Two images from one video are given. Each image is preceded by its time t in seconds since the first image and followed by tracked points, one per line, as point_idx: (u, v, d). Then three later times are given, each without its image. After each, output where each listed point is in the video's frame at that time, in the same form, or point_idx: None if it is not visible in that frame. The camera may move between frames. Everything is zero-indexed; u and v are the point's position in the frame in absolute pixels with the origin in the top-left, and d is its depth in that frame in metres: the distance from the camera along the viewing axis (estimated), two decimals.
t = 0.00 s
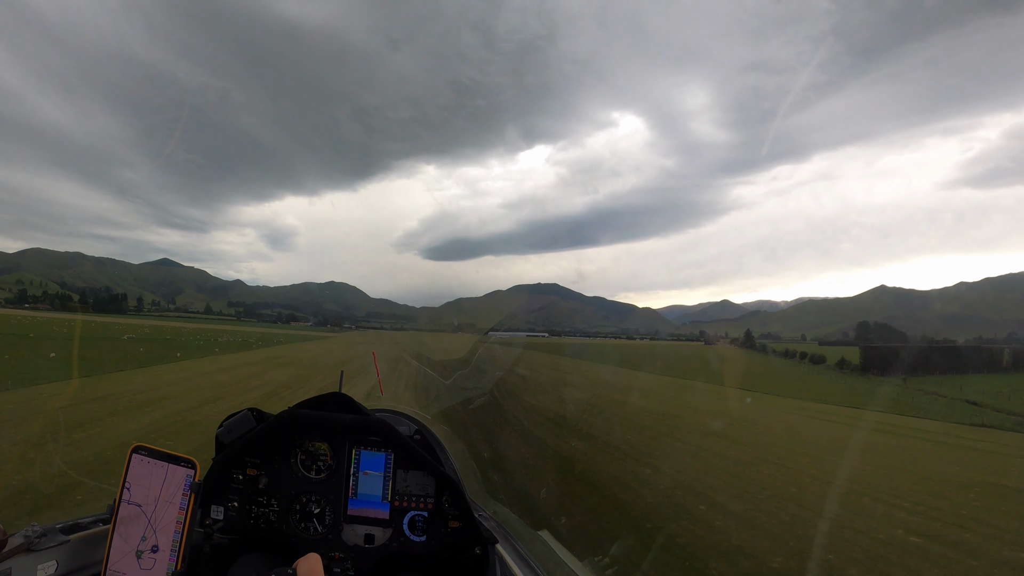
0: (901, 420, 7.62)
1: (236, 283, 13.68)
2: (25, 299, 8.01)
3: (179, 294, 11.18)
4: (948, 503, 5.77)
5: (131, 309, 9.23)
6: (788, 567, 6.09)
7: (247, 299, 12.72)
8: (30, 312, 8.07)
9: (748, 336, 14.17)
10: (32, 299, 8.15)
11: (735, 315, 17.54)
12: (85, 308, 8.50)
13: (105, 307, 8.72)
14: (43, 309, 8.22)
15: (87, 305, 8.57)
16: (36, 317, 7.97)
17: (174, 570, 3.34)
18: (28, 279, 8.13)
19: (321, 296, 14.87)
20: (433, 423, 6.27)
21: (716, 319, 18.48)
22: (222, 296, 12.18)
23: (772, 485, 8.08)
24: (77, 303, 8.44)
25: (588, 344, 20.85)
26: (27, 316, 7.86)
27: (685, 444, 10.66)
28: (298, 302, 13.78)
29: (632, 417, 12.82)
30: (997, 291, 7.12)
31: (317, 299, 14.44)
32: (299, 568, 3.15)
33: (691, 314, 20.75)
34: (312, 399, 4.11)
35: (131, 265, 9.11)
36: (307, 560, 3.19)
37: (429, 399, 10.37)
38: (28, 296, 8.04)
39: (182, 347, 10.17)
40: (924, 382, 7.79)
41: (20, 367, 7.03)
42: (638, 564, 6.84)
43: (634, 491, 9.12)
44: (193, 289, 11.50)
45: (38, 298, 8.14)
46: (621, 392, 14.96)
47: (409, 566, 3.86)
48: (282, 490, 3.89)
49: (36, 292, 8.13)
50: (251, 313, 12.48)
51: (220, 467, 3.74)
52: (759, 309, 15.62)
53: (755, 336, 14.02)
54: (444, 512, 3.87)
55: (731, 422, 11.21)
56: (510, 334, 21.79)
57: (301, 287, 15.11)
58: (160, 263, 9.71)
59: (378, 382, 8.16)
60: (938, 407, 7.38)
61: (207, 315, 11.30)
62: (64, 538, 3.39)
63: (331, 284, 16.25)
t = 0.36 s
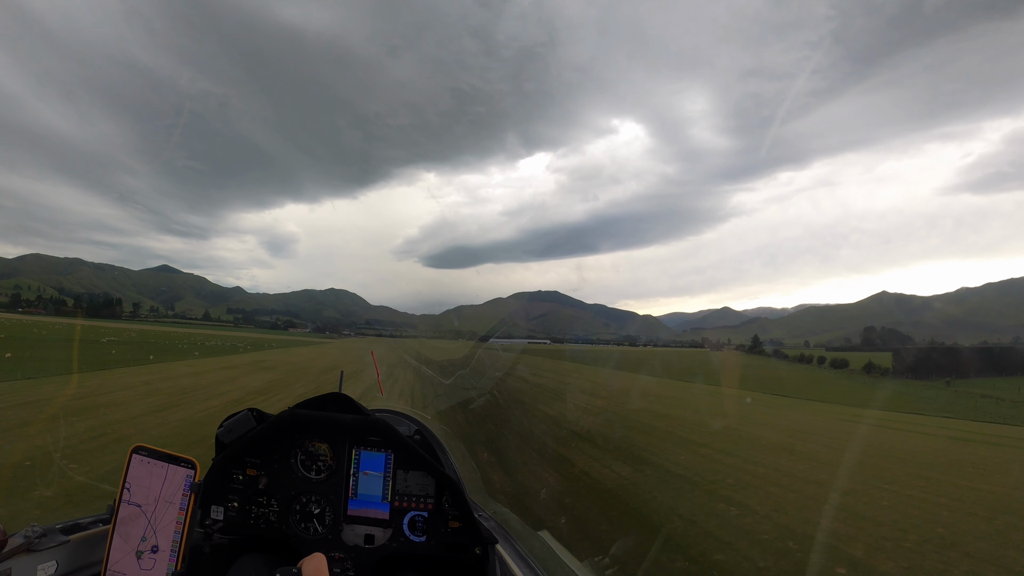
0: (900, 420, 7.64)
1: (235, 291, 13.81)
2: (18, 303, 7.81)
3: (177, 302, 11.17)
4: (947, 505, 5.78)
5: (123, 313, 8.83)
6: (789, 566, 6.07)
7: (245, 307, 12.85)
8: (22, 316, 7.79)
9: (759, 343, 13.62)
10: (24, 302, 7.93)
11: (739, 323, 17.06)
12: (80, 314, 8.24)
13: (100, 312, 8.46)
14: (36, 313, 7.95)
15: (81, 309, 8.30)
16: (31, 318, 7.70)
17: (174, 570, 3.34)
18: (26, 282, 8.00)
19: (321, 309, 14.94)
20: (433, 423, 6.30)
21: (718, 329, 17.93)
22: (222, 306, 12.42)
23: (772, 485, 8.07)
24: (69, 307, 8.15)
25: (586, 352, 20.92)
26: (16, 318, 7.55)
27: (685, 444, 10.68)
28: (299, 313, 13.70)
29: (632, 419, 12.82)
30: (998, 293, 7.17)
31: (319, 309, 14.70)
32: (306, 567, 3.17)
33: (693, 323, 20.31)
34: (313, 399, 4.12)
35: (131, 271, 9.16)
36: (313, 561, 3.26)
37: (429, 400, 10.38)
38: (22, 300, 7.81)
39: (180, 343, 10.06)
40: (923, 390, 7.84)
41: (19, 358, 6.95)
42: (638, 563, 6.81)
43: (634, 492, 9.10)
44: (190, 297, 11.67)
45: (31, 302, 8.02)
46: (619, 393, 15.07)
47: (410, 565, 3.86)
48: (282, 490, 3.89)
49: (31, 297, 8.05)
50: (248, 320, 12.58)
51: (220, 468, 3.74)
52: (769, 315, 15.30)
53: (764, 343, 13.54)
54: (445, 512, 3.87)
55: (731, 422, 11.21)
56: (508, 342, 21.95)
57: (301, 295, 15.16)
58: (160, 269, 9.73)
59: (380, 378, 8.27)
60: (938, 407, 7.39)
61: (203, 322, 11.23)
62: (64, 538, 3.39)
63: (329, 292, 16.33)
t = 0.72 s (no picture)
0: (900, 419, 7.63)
1: (238, 292, 13.83)
2: (16, 302, 7.75)
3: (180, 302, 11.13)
4: (948, 504, 5.77)
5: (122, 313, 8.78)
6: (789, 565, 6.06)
7: (248, 309, 12.33)
8: (21, 316, 7.77)
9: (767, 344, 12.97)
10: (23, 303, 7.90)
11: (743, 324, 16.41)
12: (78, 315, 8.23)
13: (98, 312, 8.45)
14: (33, 313, 7.91)
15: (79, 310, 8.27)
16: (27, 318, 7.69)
17: (174, 570, 3.35)
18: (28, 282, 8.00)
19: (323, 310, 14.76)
20: (433, 423, 6.28)
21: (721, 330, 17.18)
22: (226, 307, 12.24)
23: (772, 484, 8.06)
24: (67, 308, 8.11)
25: (586, 352, 20.81)
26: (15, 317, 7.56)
27: (685, 443, 10.66)
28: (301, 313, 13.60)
29: (632, 418, 12.81)
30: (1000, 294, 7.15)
31: (321, 310, 14.69)
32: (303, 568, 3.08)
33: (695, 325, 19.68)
34: (312, 399, 4.12)
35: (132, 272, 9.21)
36: (311, 561, 3.12)
37: (429, 399, 10.38)
38: (19, 300, 7.76)
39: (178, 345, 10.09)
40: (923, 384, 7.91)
41: (20, 356, 7.02)
42: (638, 562, 6.80)
43: (634, 491, 9.09)
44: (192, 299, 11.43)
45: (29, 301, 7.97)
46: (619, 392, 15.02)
47: (410, 565, 3.85)
48: (282, 490, 3.89)
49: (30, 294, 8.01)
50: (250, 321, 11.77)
51: (220, 468, 3.74)
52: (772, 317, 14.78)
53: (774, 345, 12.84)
54: (444, 512, 3.87)
55: (731, 421, 11.19)
56: (508, 343, 21.87)
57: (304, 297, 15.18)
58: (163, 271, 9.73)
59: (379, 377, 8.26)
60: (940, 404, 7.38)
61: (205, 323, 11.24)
62: (64, 538, 3.39)
63: (331, 293, 16.36)
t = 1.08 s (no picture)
0: (900, 418, 7.58)
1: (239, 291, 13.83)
2: (14, 300, 7.83)
3: (184, 302, 11.06)
4: (949, 502, 5.74)
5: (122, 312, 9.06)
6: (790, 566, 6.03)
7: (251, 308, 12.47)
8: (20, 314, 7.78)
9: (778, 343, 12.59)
10: (20, 299, 7.97)
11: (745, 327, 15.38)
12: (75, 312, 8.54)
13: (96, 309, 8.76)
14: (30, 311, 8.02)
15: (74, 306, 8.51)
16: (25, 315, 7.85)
17: (175, 570, 3.35)
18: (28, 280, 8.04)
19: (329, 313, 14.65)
20: (432, 423, 6.26)
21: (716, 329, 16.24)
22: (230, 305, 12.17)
23: (773, 484, 8.03)
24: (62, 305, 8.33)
25: (587, 352, 20.72)
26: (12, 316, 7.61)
27: (684, 443, 10.63)
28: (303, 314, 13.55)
29: (633, 417, 12.78)
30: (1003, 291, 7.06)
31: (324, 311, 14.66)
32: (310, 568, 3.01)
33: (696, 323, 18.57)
34: (312, 399, 4.11)
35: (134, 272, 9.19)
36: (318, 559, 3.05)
37: (428, 399, 10.36)
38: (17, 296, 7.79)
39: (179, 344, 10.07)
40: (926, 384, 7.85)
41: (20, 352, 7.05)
42: (639, 562, 6.79)
43: (635, 491, 9.07)
44: (200, 296, 11.18)
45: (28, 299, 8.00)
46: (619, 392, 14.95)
47: (410, 566, 3.85)
48: (282, 490, 3.89)
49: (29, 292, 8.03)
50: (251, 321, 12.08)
51: (219, 468, 3.74)
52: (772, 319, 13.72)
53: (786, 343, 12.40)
54: (444, 512, 3.86)
55: (732, 420, 11.15)
56: (509, 344, 21.78)
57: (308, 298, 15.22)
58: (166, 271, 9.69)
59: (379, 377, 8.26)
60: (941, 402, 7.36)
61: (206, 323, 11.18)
62: (64, 538, 3.39)
63: (333, 293, 16.38)
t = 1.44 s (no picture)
0: (899, 417, 7.55)
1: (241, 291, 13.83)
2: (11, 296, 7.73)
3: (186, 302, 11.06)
4: (948, 501, 5.72)
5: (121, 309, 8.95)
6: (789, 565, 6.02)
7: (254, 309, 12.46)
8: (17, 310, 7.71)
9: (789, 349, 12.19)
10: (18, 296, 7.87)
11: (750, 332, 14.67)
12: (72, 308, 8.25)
13: (93, 306, 8.47)
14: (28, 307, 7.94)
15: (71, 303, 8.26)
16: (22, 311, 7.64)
17: (174, 570, 3.35)
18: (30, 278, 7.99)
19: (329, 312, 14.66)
20: (433, 423, 6.26)
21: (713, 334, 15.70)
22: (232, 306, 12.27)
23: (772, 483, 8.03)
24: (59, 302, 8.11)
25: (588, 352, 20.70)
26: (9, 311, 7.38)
27: (683, 443, 10.62)
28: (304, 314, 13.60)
29: (633, 417, 12.76)
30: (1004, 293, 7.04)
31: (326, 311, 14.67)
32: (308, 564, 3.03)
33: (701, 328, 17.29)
34: (312, 399, 4.11)
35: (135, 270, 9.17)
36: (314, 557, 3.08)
37: (428, 399, 10.35)
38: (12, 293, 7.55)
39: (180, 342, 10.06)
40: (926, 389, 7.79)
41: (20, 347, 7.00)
42: (638, 562, 6.79)
43: (635, 491, 9.06)
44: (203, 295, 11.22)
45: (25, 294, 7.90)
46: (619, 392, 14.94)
47: (410, 565, 3.85)
48: (282, 490, 3.89)
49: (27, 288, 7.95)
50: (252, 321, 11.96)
51: (220, 467, 3.74)
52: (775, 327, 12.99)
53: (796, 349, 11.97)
54: (444, 512, 3.86)
55: (732, 420, 11.15)
56: (514, 349, 21.79)
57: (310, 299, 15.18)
58: (169, 270, 9.73)
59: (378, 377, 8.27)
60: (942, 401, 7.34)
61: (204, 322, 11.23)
62: (64, 538, 3.39)
63: (335, 294, 16.37)
